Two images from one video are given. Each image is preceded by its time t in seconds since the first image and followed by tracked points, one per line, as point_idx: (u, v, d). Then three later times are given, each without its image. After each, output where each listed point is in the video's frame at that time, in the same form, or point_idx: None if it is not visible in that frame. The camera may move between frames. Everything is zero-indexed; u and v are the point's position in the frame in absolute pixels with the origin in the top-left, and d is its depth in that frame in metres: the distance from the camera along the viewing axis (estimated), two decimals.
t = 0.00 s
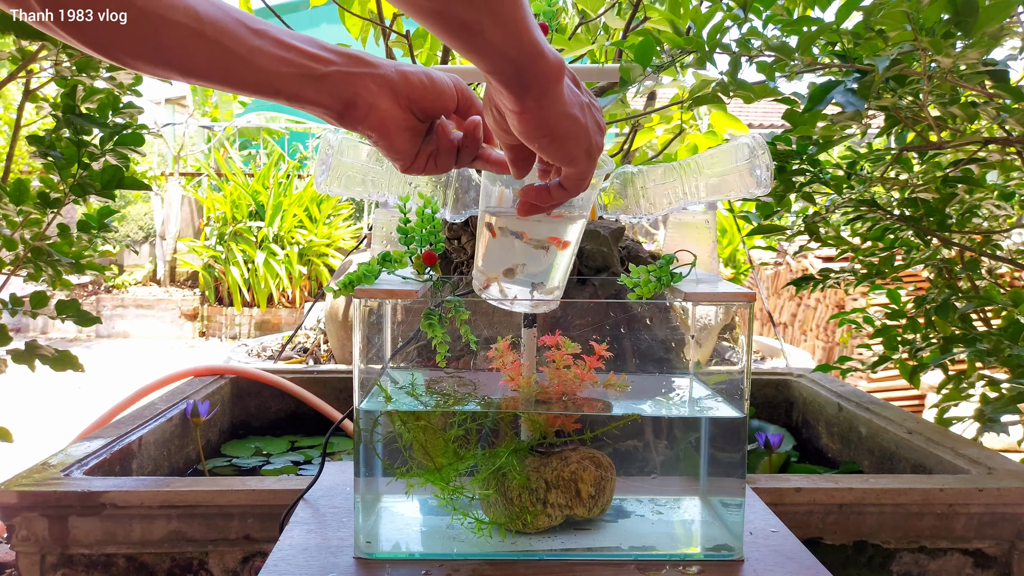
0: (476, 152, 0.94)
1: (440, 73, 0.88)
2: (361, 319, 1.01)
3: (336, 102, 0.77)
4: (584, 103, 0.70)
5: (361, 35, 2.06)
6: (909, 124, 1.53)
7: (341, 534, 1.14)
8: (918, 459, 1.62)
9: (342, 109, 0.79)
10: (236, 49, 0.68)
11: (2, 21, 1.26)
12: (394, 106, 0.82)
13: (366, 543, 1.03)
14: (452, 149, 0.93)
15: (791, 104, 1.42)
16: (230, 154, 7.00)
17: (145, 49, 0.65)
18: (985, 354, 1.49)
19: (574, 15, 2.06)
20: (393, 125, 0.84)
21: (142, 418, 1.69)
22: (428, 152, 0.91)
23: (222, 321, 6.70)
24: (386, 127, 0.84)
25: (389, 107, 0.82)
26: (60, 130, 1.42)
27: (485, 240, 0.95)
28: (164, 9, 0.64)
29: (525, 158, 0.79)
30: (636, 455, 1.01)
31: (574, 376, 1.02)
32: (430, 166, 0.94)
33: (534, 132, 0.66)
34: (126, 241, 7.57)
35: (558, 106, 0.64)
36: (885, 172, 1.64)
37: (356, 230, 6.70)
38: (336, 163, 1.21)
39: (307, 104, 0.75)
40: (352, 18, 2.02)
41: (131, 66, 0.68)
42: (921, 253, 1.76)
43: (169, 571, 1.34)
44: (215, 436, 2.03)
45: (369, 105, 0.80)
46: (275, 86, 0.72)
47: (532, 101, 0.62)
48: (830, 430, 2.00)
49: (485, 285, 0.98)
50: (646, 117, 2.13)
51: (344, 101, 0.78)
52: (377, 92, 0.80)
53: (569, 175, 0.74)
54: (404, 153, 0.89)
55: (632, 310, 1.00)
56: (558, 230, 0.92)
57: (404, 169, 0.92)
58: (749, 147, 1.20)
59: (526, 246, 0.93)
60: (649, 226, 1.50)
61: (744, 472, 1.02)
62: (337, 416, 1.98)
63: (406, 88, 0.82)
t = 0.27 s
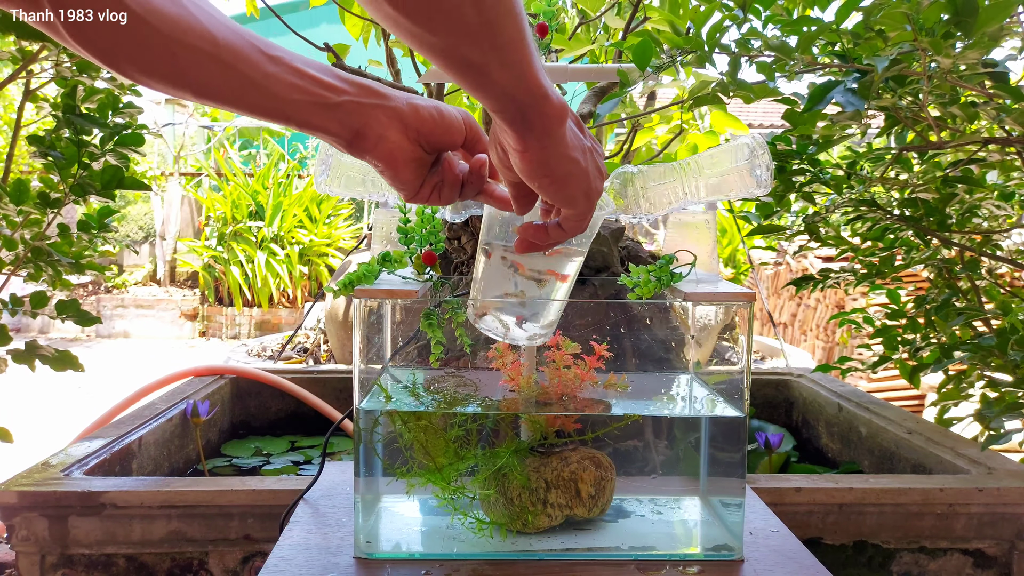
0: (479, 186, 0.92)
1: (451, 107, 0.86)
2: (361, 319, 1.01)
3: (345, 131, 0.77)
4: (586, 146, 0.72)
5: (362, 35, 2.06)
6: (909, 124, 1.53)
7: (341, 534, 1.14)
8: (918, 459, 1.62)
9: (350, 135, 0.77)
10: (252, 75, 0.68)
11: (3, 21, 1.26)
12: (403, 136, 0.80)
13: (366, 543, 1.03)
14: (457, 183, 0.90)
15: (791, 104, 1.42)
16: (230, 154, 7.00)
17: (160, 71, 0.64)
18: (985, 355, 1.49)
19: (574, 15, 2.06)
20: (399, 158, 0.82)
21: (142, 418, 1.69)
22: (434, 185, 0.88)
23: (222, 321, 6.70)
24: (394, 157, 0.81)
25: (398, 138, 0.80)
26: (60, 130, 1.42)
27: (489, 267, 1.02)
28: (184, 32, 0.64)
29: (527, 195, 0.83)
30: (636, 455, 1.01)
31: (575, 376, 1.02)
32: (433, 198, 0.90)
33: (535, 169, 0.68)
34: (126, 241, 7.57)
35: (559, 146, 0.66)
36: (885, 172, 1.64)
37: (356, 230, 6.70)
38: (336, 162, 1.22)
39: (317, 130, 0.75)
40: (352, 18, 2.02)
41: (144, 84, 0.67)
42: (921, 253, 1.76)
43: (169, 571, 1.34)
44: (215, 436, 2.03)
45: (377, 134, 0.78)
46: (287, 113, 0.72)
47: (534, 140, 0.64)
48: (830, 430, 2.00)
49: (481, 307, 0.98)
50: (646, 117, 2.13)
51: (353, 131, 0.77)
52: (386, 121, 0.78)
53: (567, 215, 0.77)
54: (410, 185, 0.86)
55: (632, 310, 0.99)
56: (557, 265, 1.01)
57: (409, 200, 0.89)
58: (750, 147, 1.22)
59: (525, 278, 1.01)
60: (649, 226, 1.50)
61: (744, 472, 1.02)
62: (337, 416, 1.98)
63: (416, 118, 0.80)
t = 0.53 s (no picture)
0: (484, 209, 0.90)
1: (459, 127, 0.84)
2: (361, 319, 1.00)
3: (354, 150, 0.74)
4: (584, 175, 0.73)
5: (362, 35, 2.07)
6: (908, 124, 1.53)
7: (341, 534, 1.14)
8: (918, 459, 1.62)
9: (356, 151, 0.75)
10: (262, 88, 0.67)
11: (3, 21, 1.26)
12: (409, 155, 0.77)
13: (366, 543, 1.03)
14: (460, 204, 0.89)
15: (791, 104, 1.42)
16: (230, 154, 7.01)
17: (169, 79, 0.64)
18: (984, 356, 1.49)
19: (574, 15, 2.07)
20: (406, 177, 0.79)
21: (142, 418, 1.69)
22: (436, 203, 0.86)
23: (222, 321, 6.70)
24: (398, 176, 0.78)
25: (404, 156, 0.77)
26: (60, 131, 1.42)
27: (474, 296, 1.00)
28: (196, 43, 0.63)
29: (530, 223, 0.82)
30: (636, 455, 1.01)
31: (574, 376, 1.02)
32: (434, 216, 0.89)
33: (532, 196, 0.68)
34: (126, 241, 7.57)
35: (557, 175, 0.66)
36: (885, 172, 1.64)
37: (356, 230, 6.71)
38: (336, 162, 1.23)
39: (324, 146, 0.73)
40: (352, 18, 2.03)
41: (150, 88, 0.67)
42: (921, 253, 1.76)
43: (169, 571, 1.34)
44: (215, 436, 2.03)
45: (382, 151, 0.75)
46: (296, 127, 0.71)
47: (533, 167, 0.64)
48: (830, 430, 2.00)
49: (476, 341, 1.00)
50: (645, 117, 2.13)
51: (362, 149, 0.74)
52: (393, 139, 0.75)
53: (562, 242, 0.77)
54: (412, 203, 0.83)
55: (632, 310, 0.99)
56: (554, 283, 0.96)
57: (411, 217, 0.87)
58: (749, 147, 1.21)
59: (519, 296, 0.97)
60: (649, 226, 1.50)
61: (744, 472, 1.02)
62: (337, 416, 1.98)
63: (424, 138, 0.77)
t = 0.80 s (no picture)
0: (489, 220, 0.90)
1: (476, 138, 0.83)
2: (361, 319, 1.00)
3: (372, 152, 0.73)
4: (578, 195, 0.73)
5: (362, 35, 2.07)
6: (908, 124, 1.53)
7: (341, 534, 1.14)
8: (918, 459, 1.62)
9: (375, 157, 0.74)
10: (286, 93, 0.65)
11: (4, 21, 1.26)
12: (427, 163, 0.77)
13: (366, 543, 1.03)
14: (468, 213, 0.88)
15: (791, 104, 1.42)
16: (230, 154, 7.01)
17: (188, 77, 0.62)
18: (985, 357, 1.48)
19: (574, 15, 2.07)
20: (421, 181, 0.79)
21: (142, 418, 1.69)
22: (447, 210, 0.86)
23: (222, 320, 6.70)
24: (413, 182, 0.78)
25: (421, 163, 0.77)
26: (60, 131, 1.42)
27: (467, 317, 0.98)
28: (218, 44, 0.61)
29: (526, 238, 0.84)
30: (636, 454, 1.01)
31: (574, 376, 1.02)
32: (442, 223, 0.88)
33: (523, 214, 0.68)
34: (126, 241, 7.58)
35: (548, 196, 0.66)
36: (885, 172, 1.64)
37: (357, 230, 6.71)
38: (336, 162, 1.23)
39: (342, 148, 0.72)
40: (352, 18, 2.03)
41: (163, 82, 0.64)
42: (921, 253, 1.76)
43: (169, 571, 1.34)
44: (215, 436, 2.03)
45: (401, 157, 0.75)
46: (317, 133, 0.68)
47: (524, 187, 0.64)
48: (830, 430, 2.00)
49: (475, 360, 1.00)
50: (645, 117, 2.13)
51: (380, 152, 0.74)
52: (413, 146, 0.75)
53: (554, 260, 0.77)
54: (423, 209, 0.84)
55: (632, 310, 0.99)
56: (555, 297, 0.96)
57: (420, 222, 0.87)
58: (749, 147, 1.21)
59: (516, 312, 0.96)
60: (649, 226, 1.50)
61: (744, 472, 1.02)
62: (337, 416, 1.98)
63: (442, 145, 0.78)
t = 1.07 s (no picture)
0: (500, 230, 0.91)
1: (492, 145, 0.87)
2: (361, 319, 1.00)
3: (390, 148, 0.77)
4: (565, 209, 0.76)
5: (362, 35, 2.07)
6: (908, 124, 1.53)
7: (341, 534, 1.14)
8: (918, 459, 1.62)
9: (394, 156, 0.78)
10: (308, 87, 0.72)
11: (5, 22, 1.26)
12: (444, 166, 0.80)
13: (366, 543, 1.03)
14: (476, 220, 0.89)
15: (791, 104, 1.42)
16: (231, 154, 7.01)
17: (217, 69, 0.68)
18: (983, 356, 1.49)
19: (574, 15, 2.07)
20: (438, 184, 0.82)
21: (142, 418, 1.69)
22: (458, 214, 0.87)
23: (222, 320, 6.70)
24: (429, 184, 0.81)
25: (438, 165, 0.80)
26: (60, 131, 1.42)
27: (468, 333, 0.99)
28: (246, 40, 0.67)
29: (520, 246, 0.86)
30: (637, 454, 1.01)
31: (574, 376, 1.03)
32: (450, 226, 0.90)
33: (510, 228, 0.71)
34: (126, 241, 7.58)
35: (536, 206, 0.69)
36: (885, 172, 1.64)
37: (356, 231, 6.71)
38: (337, 162, 1.23)
39: (363, 146, 0.76)
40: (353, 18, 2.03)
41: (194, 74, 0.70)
42: (921, 253, 1.76)
43: (169, 571, 1.34)
44: (215, 436, 2.03)
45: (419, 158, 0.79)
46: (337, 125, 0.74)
47: (509, 204, 0.67)
48: (830, 430, 2.00)
49: (476, 377, 1.01)
50: (645, 117, 2.13)
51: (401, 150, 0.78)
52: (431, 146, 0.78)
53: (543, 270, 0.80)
54: (435, 211, 0.86)
55: (632, 310, 0.99)
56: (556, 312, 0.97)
57: (428, 223, 0.88)
58: (749, 147, 1.22)
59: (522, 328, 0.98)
60: (649, 226, 1.50)
61: (744, 472, 1.02)
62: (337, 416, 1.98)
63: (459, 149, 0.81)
